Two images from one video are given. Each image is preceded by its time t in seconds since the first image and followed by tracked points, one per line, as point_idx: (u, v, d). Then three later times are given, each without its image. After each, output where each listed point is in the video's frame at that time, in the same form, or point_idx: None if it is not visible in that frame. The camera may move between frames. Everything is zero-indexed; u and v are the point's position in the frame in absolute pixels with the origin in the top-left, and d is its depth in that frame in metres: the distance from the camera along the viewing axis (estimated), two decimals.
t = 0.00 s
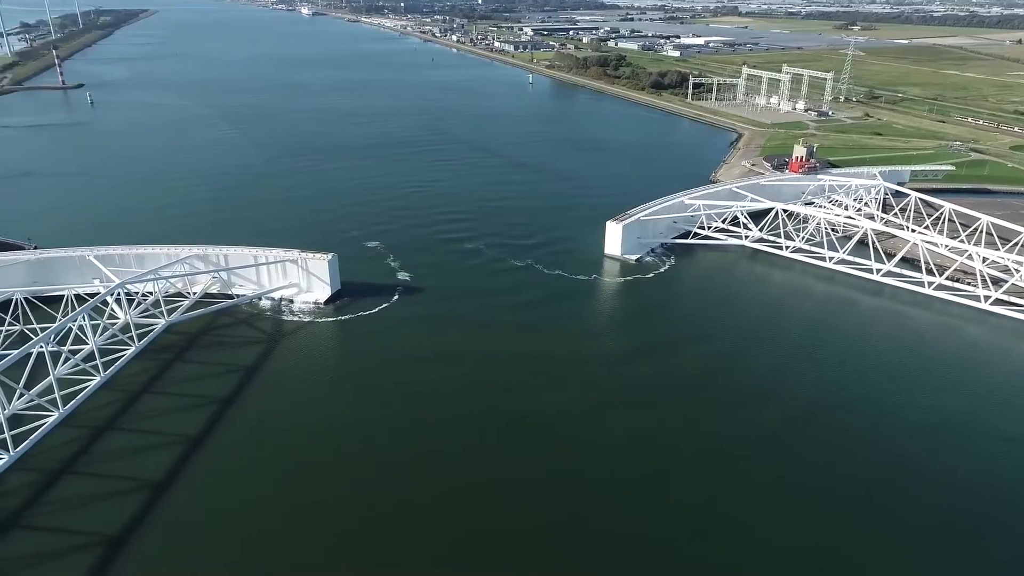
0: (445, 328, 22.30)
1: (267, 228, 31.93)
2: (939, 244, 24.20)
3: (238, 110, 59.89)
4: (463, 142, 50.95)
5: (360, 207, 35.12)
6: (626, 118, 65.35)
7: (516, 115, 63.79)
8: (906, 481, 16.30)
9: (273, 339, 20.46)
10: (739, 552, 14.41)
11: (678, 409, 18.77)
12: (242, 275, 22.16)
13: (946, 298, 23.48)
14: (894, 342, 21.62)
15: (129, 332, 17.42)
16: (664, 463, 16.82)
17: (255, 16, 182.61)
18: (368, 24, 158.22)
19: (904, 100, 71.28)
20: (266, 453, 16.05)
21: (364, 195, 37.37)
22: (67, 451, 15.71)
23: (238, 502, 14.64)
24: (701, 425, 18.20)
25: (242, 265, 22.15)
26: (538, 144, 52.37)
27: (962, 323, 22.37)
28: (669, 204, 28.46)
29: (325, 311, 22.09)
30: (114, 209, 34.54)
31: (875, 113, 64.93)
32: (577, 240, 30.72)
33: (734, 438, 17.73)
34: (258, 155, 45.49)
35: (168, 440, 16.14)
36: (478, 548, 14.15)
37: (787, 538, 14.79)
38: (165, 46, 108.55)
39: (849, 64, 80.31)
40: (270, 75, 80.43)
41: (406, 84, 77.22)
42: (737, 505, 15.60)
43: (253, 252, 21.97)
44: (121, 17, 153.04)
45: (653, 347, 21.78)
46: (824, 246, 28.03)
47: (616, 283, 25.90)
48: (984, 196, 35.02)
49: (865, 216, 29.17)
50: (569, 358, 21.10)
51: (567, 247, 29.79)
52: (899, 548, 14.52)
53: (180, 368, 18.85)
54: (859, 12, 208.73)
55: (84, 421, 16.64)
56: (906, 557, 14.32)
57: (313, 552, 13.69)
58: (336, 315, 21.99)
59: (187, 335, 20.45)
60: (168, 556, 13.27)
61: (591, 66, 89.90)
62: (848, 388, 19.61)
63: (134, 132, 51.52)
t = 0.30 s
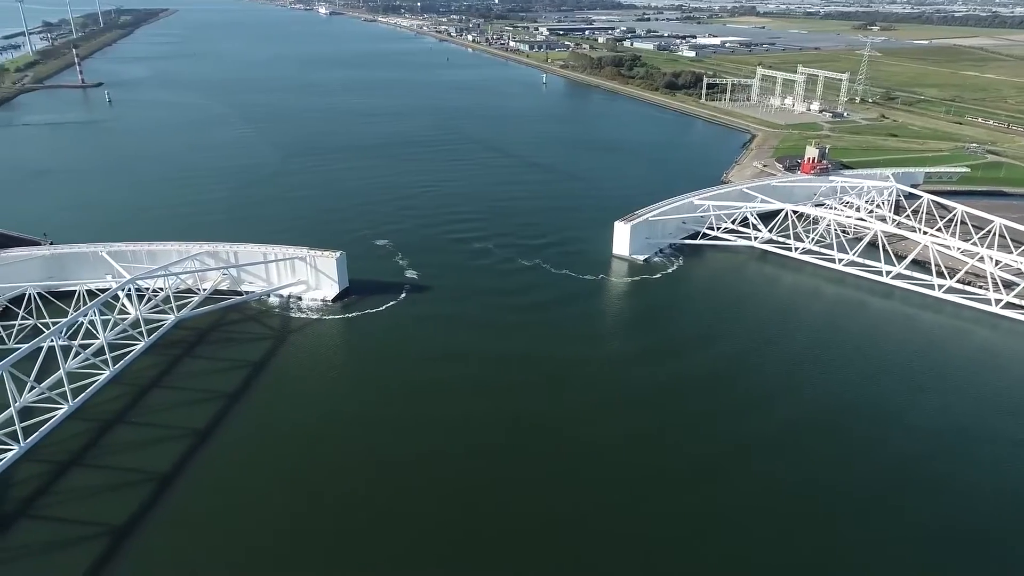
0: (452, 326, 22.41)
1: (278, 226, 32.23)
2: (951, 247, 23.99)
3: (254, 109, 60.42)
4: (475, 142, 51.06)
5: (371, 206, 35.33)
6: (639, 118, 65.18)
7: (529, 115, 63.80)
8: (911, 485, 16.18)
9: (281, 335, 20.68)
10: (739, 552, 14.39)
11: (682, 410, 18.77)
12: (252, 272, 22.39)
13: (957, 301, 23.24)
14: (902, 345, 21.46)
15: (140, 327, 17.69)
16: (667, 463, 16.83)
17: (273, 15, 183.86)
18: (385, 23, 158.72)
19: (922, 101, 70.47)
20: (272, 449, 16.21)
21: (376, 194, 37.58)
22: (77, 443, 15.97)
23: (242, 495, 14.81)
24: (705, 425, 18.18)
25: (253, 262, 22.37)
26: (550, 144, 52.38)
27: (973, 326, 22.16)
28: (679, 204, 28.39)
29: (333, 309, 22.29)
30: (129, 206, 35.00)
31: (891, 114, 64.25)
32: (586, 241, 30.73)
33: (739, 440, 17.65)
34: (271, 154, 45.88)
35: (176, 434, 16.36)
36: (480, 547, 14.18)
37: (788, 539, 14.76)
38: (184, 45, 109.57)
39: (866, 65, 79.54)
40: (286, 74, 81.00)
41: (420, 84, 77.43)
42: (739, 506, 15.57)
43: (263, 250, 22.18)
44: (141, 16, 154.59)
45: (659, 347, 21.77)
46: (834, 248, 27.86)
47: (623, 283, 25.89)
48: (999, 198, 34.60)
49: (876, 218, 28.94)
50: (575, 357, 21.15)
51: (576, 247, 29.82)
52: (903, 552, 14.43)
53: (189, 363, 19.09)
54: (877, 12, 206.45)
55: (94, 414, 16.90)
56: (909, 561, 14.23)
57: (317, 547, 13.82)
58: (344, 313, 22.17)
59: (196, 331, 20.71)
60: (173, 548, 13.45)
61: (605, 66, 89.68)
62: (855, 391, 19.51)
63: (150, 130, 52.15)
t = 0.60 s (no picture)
0: (461, 325, 22.52)
1: (293, 223, 32.56)
2: (966, 251, 23.66)
3: (272, 108, 61.01)
4: (490, 142, 51.16)
5: (384, 204, 35.57)
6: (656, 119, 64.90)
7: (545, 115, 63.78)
8: (918, 490, 16.01)
9: (292, 331, 20.92)
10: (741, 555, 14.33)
11: (688, 411, 18.72)
12: (265, 269, 22.67)
13: (972, 306, 22.91)
14: (914, 349, 21.21)
15: (152, 322, 18.00)
16: (671, 464, 16.80)
17: (296, 15, 185.46)
18: (406, 23, 159.35)
19: (945, 103, 69.40)
20: (279, 443, 16.42)
21: (390, 193, 37.82)
22: (89, 434, 16.29)
23: (247, 489, 15.02)
24: (710, 427, 18.12)
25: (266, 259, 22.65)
26: (565, 145, 52.31)
27: (987, 331, 21.84)
28: (691, 205, 28.28)
29: (344, 306, 22.50)
30: (148, 203, 35.55)
31: (913, 116, 63.36)
32: (598, 241, 30.71)
33: (746, 443, 17.53)
34: (288, 152, 46.34)
35: (185, 427, 16.62)
36: (482, 546, 14.23)
37: (790, 542, 14.68)
38: (207, 44, 110.89)
39: (888, 67, 78.47)
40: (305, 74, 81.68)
41: (437, 83, 77.69)
42: (742, 508, 15.49)
43: (276, 247, 22.45)
44: (166, 16, 156.59)
45: (668, 348, 21.71)
46: (848, 251, 27.58)
47: (634, 284, 25.84)
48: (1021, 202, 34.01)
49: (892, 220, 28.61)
50: (582, 357, 21.17)
51: (588, 248, 29.80)
52: (909, 559, 14.28)
53: (200, 358, 19.37)
54: (902, 13, 203.45)
55: (106, 407, 17.22)
56: (913, 567, 14.10)
57: (320, 544, 13.92)
58: (354, 310, 22.37)
59: (209, 326, 21.02)
60: (178, 539, 13.66)
61: (624, 66, 89.32)
62: (865, 395, 19.33)
63: (171, 128, 52.88)
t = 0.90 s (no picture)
0: (468, 324, 22.62)
1: (306, 221, 32.84)
2: (979, 254, 23.40)
3: (288, 106, 61.55)
4: (503, 141, 51.25)
5: (396, 203, 35.80)
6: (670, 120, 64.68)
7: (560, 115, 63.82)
8: (923, 495, 15.88)
9: (300, 328, 21.12)
10: (741, 557, 14.30)
11: (693, 412, 18.68)
12: (275, 266, 22.92)
13: (984, 310, 22.65)
14: (924, 353, 21.00)
15: (163, 317, 18.27)
16: (674, 465, 16.77)
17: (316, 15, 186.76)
18: (424, 23, 159.84)
19: (966, 104, 68.45)
20: (285, 438, 16.60)
21: (402, 191, 38.02)
22: (99, 426, 16.58)
23: (251, 482, 15.23)
24: (715, 428, 18.05)
25: (276, 256, 22.89)
26: (578, 145, 52.30)
27: (1000, 336, 21.59)
28: (701, 206, 28.18)
29: (353, 304, 22.70)
30: (164, 200, 36.04)
31: (932, 117, 62.57)
32: (608, 242, 30.70)
33: (751, 446, 17.46)
34: (303, 150, 46.76)
35: (192, 421, 16.85)
36: (483, 544, 14.28)
37: (791, 545, 14.64)
38: (227, 43, 111.97)
39: (908, 67, 77.55)
40: (322, 73, 82.26)
41: (452, 83, 77.88)
42: (744, 510, 15.48)
43: (287, 244, 22.70)
44: (188, 15, 158.35)
45: (676, 349, 21.67)
46: (860, 253, 27.36)
47: (642, 285, 25.82)
48: None
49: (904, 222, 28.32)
50: (588, 358, 21.19)
51: (598, 248, 29.81)
52: (912, 564, 14.17)
53: (209, 353, 19.63)
54: (925, 13, 200.78)
55: (117, 399, 17.50)
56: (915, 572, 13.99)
57: (322, 539, 14.05)
58: (363, 308, 22.56)
59: (219, 322, 21.30)
60: (183, 531, 13.86)
61: (640, 66, 89.02)
62: (873, 398, 19.17)
63: (189, 126, 53.53)
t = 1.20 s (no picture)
0: (476, 322, 22.73)
1: (318, 219, 33.13)
2: (992, 257, 23.15)
3: (304, 106, 62.08)
4: (516, 141, 51.31)
5: (408, 202, 36.01)
6: (685, 120, 64.42)
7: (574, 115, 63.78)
8: (929, 499, 15.75)
9: (308, 325, 21.33)
10: (742, 558, 14.28)
11: (697, 413, 18.64)
12: (286, 263, 23.16)
13: (997, 313, 22.40)
14: (935, 357, 20.80)
15: (173, 312, 18.55)
16: (677, 466, 16.77)
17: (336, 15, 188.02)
18: (442, 23, 160.33)
19: (987, 106, 67.46)
20: (289, 434, 16.77)
21: (414, 190, 38.23)
22: (108, 418, 16.87)
23: (256, 476, 15.42)
24: (720, 430, 18.00)
25: (287, 254, 23.14)
26: (591, 145, 52.23)
27: (1012, 340, 21.34)
28: (712, 207, 28.09)
29: (361, 301, 22.89)
30: (179, 197, 36.54)
31: (951, 119, 61.76)
32: (618, 242, 30.67)
33: (755, 447, 17.40)
34: (317, 149, 47.13)
35: (200, 415, 17.09)
36: (485, 543, 14.33)
37: (794, 547, 14.59)
38: (247, 43, 113.08)
39: (928, 68, 76.56)
40: (339, 72, 82.82)
41: (467, 83, 78.07)
42: (747, 511, 15.43)
43: (298, 241, 22.94)
44: (210, 15, 160.09)
45: (682, 350, 21.64)
46: (872, 255, 27.14)
47: (651, 285, 25.80)
48: None
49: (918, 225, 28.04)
50: (594, 358, 21.20)
51: (608, 248, 29.81)
52: (915, 568, 14.08)
53: (218, 348, 19.89)
54: (948, 14, 198.03)
55: (127, 393, 17.78)
56: None
57: (325, 534, 14.21)
58: (371, 306, 22.75)
59: (229, 318, 21.57)
60: (185, 523, 14.06)
61: (656, 67, 88.69)
62: (881, 402, 19.02)
63: (206, 124, 54.19)
